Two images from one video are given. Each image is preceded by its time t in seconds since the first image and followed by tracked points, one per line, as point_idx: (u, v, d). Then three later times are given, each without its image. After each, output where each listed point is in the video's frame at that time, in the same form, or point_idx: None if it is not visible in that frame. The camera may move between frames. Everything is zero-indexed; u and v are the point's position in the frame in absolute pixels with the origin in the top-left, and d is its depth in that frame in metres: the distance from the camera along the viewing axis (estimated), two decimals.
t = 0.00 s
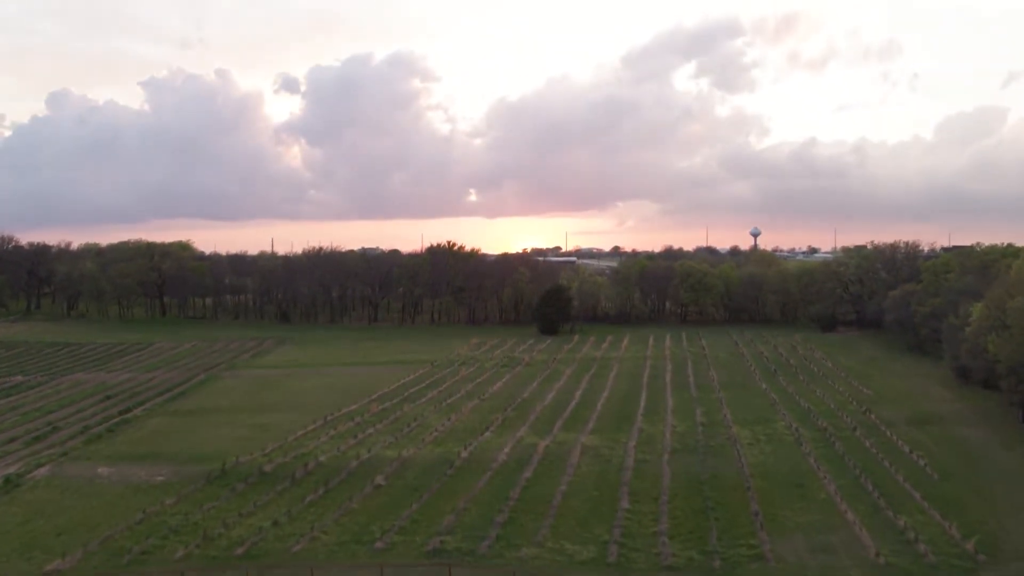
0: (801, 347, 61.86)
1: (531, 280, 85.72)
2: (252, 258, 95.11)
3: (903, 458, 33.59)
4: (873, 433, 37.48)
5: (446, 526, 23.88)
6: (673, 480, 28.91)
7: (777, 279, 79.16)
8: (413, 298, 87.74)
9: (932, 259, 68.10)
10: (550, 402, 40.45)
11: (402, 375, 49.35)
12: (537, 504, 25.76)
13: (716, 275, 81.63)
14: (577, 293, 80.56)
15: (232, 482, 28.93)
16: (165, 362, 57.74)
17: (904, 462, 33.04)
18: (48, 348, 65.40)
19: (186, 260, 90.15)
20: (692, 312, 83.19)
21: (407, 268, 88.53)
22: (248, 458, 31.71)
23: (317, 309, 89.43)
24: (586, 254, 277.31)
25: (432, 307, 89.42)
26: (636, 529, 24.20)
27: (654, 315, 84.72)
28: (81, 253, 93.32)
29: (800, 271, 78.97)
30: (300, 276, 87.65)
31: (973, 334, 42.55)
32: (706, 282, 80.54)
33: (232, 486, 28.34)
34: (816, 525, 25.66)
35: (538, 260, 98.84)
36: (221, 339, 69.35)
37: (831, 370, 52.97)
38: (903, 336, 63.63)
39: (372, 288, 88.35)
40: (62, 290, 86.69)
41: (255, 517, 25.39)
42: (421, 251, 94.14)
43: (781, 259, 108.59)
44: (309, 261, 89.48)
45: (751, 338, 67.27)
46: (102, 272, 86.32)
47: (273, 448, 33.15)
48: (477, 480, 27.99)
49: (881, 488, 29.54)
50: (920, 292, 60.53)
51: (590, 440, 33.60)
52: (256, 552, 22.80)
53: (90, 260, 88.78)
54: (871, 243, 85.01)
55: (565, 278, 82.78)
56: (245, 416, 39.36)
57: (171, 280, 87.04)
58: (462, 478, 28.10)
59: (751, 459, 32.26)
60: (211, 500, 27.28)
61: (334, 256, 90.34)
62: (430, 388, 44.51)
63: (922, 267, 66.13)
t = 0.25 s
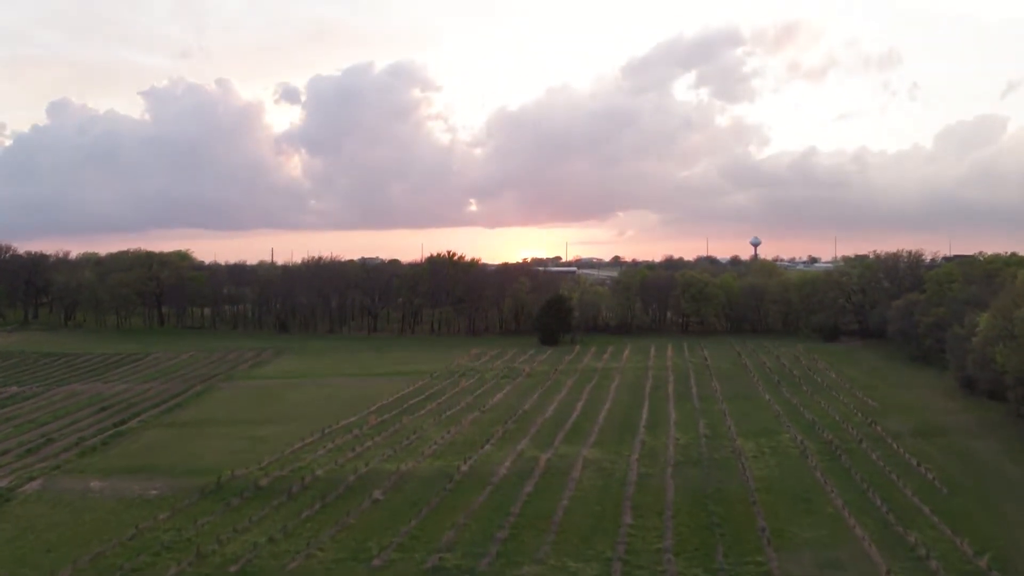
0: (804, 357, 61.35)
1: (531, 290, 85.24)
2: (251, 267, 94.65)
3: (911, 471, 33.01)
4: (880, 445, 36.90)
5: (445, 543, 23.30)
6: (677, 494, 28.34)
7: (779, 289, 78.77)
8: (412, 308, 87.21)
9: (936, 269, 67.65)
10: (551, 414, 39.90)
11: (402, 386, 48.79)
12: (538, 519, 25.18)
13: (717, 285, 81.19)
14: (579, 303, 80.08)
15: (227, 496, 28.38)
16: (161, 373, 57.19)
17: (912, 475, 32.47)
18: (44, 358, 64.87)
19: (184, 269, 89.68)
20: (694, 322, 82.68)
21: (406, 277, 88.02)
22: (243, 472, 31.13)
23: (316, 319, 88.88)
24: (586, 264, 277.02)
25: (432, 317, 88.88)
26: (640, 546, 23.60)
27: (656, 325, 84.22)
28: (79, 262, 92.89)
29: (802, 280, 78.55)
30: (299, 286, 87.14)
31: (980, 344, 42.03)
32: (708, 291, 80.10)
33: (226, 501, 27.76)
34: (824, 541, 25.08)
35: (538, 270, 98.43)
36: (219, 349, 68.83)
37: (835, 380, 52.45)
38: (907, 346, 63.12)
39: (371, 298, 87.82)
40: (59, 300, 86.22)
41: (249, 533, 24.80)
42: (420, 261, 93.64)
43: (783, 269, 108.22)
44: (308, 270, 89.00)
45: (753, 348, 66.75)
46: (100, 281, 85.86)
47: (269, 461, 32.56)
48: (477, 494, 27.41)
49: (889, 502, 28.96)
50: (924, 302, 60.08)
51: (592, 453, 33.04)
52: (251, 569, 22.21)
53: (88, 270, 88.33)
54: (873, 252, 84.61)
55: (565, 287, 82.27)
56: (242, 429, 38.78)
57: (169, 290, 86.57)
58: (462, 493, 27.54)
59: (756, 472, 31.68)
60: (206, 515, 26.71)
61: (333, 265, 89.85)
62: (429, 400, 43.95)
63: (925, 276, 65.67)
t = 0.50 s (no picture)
0: (808, 368, 60.77)
1: (531, 300, 84.70)
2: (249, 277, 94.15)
3: (920, 484, 32.39)
4: (886, 457, 36.28)
5: (445, 560, 22.69)
6: (682, 509, 27.74)
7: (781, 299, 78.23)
8: (412, 317, 86.64)
9: (940, 278, 67.13)
10: (553, 426, 39.29)
11: (400, 397, 48.18)
12: (540, 535, 24.56)
13: (719, 294, 80.67)
14: (580, 313, 79.34)
15: (222, 511, 27.76)
16: (158, 383, 56.58)
17: (920, 489, 31.86)
18: (40, 368, 64.29)
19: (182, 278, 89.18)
20: (695, 332, 82.09)
21: (406, 287, 87.48)
22: (239, 486, 30.51)
23: (315, 328, 88.30)
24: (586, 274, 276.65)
25: (431, 327, 88.30)
26: (644, 563, 22.99)
27: (657, 335, 83.65)
28: (77, 271, 92.43)
29: (804, 290, 78.02)
30: (298, 295, 86.61)
31: (987, 354, 41.45)
32: (709, 301, 79.58)
33: (221, 516, 27.14)
34: (833, 557, 24.47)
35: (539, 280, 97.88)
36: (217, 359, 68.27)
37: (839, 391, 51.86)
38: (911, 356, 62.54)
39: (371, 307, 87.25)
40: (57, 309, 85.74)
41: (244, 550, 24.18)
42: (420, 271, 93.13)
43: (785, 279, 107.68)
44: (307, 280, 88.49)
45: (756, 358, 66.18)
46: (98, 290, 85.35)
47: (265, 474, 31.94)
48: (477, 509, 26.81)
49: (898, 517, 28.34)
50: (928, 311, 59.56)
51: (595, 466, 32.44)
52: None
53: (86, 279, 87.84)
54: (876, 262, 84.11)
55: (566, 297, 81.74)
56: (238, 441, 38.17)
57: (167, 299, 86.06)
58: (462, 507, 26.92)
59: (762, 486, 31.07)
60: (200, 530, 26.09)
61: (332, 275, 89.34)
62: (429, 411, 43.35)
63: (929, 286, 65.14)
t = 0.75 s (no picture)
0: (810, 377, 60.25)
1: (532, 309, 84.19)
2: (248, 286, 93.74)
3: (928, 497, 31.81)
4: (893, 469, 35.69)
5: None
6: (686, 523, 27.18)
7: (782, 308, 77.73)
8: (412, 327, 86.12)
9: (943, 287, 66.63)
10: (554, 438, 38.74)
11: (399, 408, 47.64)
12: (541, 551, 23.98)
13: (720, 303, 80.19)
14: (581, 322, 78.73)
15: (217, 525, 27.20)
16: (155, 394, 56.05)
17: (929, 501, 31.29)
18: (37, 378, 63.75)
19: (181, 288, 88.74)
20: (697, 341, 81.54)
21: (405, 296, 87.01)
22: (234, 499, 29.94)
23: (314, 338, 87.75)
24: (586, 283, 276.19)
25: (431, 337, 87.76)
26: None
27: (658, 344, 83.12)
28: (75, 280, 92.03)
29: (806, 299, 77.53)
30: (297, 304, 86.14)
31: (993, 364, 40.92)
32: (711, 310, 79.09)
33: (216, 530, 26.58)
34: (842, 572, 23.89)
35: (539, 289, 97.46)
36: (214, 369, 67.72)
37: (842, 401, 51.32)
38: (915, 365, 62.00)
39: (370, 317, 86.76)
40: (54, 318, 85.28)
41: (238, 565, 23.61)
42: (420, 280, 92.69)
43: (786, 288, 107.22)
44: (306, 289, 88.05)
45: (758, 368, 65.64)
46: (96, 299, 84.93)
47: (261, 487, 31.37)
48: (477, 523, 26.23)
49: (907, 531, 27.74)
50: (932, 320, 59.04)
51: (597, 479, 31.88)
52: None
53: (84, 288, 87.41)
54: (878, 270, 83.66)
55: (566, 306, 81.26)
56: (235, 453, 37.61)
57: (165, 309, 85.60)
58: (461, 522, 26.35)
59: (767, 499, 30.50)
60: (193, 545, 25.52)
61: (331, 284, 88.90)
62: (428, 422, 42.80)
63: (933, 294, 64.65)
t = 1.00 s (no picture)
0: (814, 387, 59.63)
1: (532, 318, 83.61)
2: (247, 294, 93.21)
3: (937, 510, 31.18)
4: (901, 482, 35.05)
5: None
6: (691, 537, 26.55)
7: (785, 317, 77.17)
8: (411, 336, 85.52)
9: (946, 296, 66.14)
10: (555, 449, 38.13)
11: (398, 418, 47.02)
12: (543, 567, 23.33)
13: (722, 312, 79.65)
14: (582, 331, 78.10)
15: (211, 540, 26.57)
16: (151, 404, 55.47)
17: (938, 514, 30.65)
18: (32, 387, 63.16)
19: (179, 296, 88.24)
20: (698, 350, 80.95)
21: (405, 305, 86.47)
22: (229, 513, 29.33)
23: (313, 347, 87.16)
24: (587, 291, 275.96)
25: (431, 346, 87.18)
26: None
27: (660, 354, 82.51)
28: (73, 289, 91.56)
29: (809, 308, 76.98)
30: (296, 313, 85.59)
31: (1001, 374, 40.33)
32: (713, 319, 78.53)
33: (210, 545, 25.96)
34: None
35: (539, 298, 96.94)
36: (212, 378, 67.14)
37: (847, 411, 50.73)
38: (919, 375, 61.39)
39: (369, 326, 86.19)
40: (51, 326, 84.75)
41: None
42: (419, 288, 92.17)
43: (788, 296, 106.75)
44: (305, 297, 87.52)
45: (761, 377, 65.07)
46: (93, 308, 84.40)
47: (257, 500, 30.75)
48: (477, 538, 25.59)
49: (917, 546, 27.10)
50: (936, 329, 58.48)
51: (600, 491, 31.27)
52: None
53: (81, 296, 86.92)
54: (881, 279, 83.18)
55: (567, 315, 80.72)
56: (231, 465, 36.98)
57: (163, 317, 85.05)
58: (461, 536, 25.72)
59: (773, 512, 29.88)
60: (186, 561, 24.88)
61: (330, 292, 88.37)
62: (428, 433, 42.19)
63: (936, 303, 64.11)
